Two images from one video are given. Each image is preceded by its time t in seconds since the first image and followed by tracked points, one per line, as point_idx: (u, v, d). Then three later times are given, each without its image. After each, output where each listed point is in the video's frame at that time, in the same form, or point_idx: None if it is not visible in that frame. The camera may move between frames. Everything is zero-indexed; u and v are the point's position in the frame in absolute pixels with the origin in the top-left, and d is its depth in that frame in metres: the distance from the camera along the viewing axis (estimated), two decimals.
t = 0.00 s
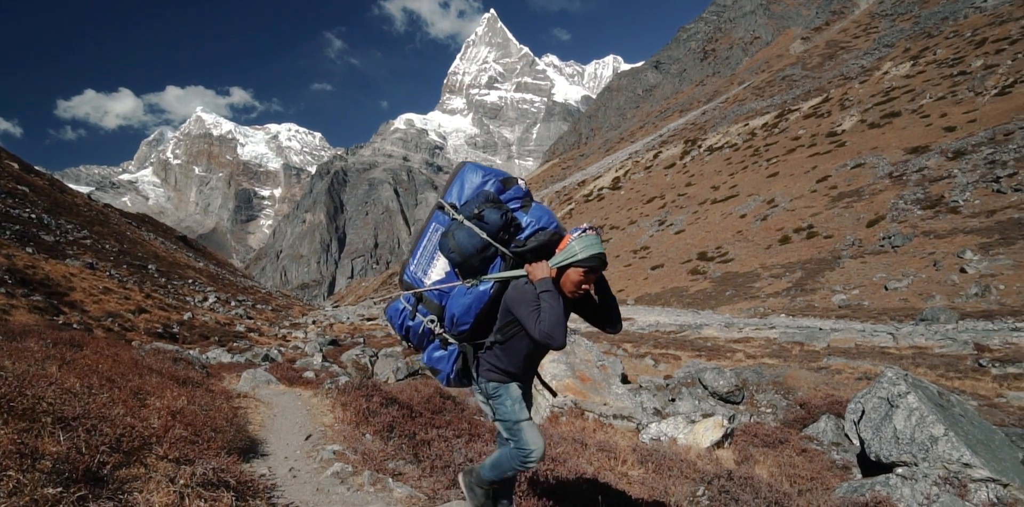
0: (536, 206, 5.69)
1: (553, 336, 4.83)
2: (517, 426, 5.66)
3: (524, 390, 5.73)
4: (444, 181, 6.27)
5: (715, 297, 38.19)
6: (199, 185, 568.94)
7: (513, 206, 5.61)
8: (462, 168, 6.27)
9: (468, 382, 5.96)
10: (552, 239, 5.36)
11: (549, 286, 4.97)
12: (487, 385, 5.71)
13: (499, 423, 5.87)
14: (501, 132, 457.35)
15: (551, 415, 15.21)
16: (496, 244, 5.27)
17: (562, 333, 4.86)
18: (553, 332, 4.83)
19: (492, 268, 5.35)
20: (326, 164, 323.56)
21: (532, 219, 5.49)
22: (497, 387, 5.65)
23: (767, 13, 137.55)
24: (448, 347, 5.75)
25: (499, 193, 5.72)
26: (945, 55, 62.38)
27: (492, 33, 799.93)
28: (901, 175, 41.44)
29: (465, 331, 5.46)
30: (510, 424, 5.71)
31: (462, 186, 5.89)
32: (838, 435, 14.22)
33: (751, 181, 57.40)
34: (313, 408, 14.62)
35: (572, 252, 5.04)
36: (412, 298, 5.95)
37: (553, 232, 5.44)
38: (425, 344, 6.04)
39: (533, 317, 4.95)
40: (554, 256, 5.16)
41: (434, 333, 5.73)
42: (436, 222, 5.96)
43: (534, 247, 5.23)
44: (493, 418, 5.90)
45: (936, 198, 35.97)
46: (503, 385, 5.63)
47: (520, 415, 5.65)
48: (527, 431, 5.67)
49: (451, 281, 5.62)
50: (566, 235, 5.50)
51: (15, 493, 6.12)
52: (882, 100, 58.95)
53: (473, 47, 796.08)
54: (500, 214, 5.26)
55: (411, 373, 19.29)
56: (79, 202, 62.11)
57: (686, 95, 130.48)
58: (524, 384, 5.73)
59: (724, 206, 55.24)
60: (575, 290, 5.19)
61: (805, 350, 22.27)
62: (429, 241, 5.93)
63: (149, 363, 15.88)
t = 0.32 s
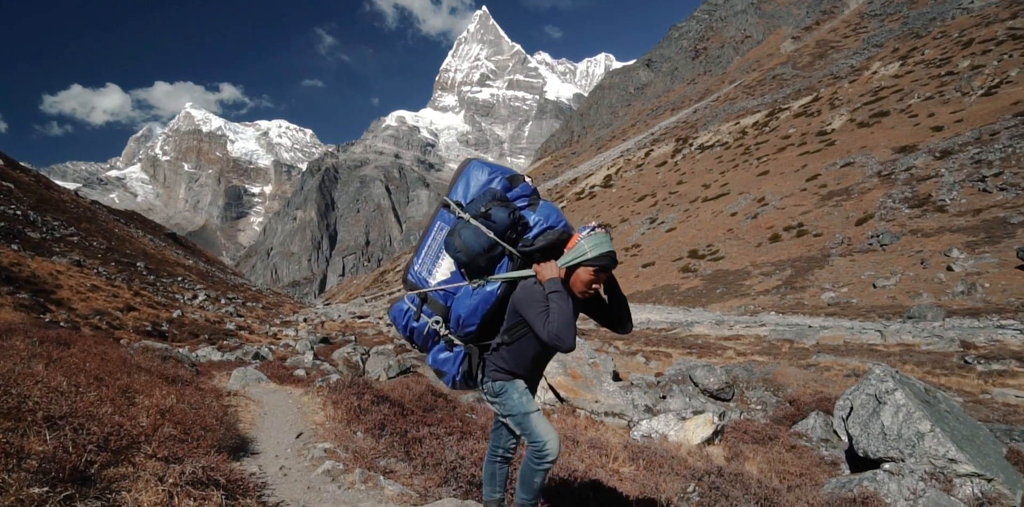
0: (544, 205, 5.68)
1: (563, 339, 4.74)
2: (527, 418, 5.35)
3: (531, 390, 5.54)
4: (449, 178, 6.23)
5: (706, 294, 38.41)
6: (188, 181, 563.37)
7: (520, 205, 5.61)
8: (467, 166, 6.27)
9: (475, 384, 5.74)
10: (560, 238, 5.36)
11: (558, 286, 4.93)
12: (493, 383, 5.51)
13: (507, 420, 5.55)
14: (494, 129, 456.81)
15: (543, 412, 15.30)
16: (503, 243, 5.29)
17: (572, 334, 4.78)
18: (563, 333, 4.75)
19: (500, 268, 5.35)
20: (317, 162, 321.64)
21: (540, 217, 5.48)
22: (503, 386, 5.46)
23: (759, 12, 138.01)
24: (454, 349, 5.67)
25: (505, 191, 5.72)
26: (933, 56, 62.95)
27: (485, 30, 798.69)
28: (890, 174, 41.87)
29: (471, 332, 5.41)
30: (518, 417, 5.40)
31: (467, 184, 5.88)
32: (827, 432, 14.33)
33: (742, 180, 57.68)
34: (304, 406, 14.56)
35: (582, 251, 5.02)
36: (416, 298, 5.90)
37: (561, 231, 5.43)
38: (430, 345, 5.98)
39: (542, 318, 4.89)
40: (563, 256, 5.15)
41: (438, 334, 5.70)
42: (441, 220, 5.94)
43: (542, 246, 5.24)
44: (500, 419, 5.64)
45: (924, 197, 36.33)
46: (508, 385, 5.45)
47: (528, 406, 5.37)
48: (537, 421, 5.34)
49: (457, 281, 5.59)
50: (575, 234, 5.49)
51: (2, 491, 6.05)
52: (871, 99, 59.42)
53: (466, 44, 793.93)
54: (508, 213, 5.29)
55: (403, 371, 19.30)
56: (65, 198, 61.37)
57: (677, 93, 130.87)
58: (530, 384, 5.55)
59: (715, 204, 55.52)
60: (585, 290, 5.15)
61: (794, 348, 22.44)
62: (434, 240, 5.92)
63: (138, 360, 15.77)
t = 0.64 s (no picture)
0: (552, 205, 5.43)
1: (573, 344, 4.60)
2: (534, 430, 5.31)
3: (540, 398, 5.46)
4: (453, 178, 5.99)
5: (696, 291, 38.66)
6: (175, 178, 557.44)
7: (528, 207, 5.36)
8: (472, 163, 5.99)
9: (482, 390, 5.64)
10: (570, 241, 5.14)
11: (569, 289, 4.77)
12: (501, 390, 5.41)
13: (516, 431, 5.49)
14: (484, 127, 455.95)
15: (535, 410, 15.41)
16: (512, 247, 5.05)
17: (583, 340, 4.62)
18: (574, 339, 4.60)
19: (507, 272, 5.14)
20: (307, 159, 319.37)
21: (548, 220, 5.25)
22: (512, 392, 5.37)
23: (748, 11, 138.80)
24: (461, 354, 5.54)
25: (512, 192, 5.47)
26: (919, 55, 63.70)
27: (476, 28, 797.01)
28: (877, 172, 42.37)
29: (479, 338, 5.25)
30: (527, 427, 5.34)
31: (472, 185, 5.63)
32: (815, 427, 14.47)
33: (731, 178, 58.05)
34: (294, 404, 14.48)
35: (593, 254, 4.84)
36: (421, 302, 5.70)
37: (570, 233, 5.21)
38: (435, 351, 5.78)
39: (552, 323, 4.75)
40: (573, 258, 4.96)
41: (445, 340, 5.51)
42: (446, 223, 5.70)
43: (551, 249, 5.00)
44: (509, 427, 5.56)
45: (910, 195, 36.78)
46: (518, 392, 5.36)
47: (537, 417, 5.32)
48: (545, 433, 5.34)
49: (463, 286, 5.41)
50: (584, 236, 5.29)
51: None
52: (858, 98, 60.06)
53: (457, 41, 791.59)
54: (516, 215, 5.03)
55: (393, 369, 19.24)
56: (50, 194, 60.49)
57: (667, 92, 131.46)
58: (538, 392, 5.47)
59: (704, 201, 55.83)
60: (596, 294, 5.00)
61: (783, 344, 22.66)
62: (439, 243, 5.66)
63: (125, 359, 15.59)
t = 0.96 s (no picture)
0: (559, 208, 5.38)
1: (587, 350, 4.51)
2: (551, 446, 5.32)
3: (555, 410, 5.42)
4: (455, 182, 5.92)
5: (683, 290, 38.92)
6: (160, 175, 549.70)
7: (534, 210, 5.31)
8: (474, 167, 5.92)
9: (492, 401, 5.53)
10: (579, 244, 5.08)
11: (580, 293, 4.71)
12: (514, 402, 5.35)
13: (529, 445, 5.47)
14: (473, 125, 455.13)
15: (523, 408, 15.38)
16: (520, 251, 4.97)
17: (596, 345, 4.54)
18: (587, 345, 4.53)
19: (516, 278, 5.04)
20: (295, 157, 316.45)
21: (556, 222, 5.20)
22: (527, 404, 5.32)
23: (735, 11, 139.72)
24: (469, 363, 5.39)
25: (517, 194, 5.41)
26: (902, 56, 64.59)
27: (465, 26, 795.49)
28: (861, 171, 42.95)
29: (488, 347, 5.14)
30: (542, 443, 5.33)
31: (476, 189, 5.55)
32: (800, 424, 14.62)
33: (718, 177, 58.49)
34: (281, 403, 14.37)
35: (604, 255, 4.78)
36: (427, 311, 5.54)
37: (579, 235, 5.16)
38: (443, 360, 5.63)
39: (564, 329, 4.68)
40: (583, 261, 4.90)
41: (452, 349, 5.36)
42: (450, 228, 5.58)
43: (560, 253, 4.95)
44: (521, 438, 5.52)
45: (893, 194, 37.29)
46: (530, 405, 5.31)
47: (553, 433, 5.32)
48: (560, 450, 5.36)
49: (469, 293, 5.26)
50: (593, 238, 5.23)
51: None
52: (843, 99, 60.78)
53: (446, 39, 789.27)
54: (524, 219, 4.96)
55: (381, 368, 19.17)
56: (31, 192, 59.37)
57: (655, 91, 132.13)
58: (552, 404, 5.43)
59: (692, 200, 56.20)
60: (608, 296, 4.96)
61: (769, 342, 22.91)
62: (443, 249, 5.53)
63: (108, 358, 15.38)
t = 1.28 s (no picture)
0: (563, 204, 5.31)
1: (604, 350, 4.41)
2: (563, 449, 5.26)
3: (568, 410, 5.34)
4: (453, 185, 5.81)
5: (668, 288, 39.21)
6: (140, 172, 539.88)
7: (540, 208, 5.22)
8: (472, 168, 5.82)
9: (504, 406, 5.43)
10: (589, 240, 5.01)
11: (595, 292, 4.61)
12: (526, 404, 5.23)
13: (541, 450, 5.39)
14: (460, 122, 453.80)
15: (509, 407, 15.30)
16: (528, 253, 4.87)
17: (614, 344, 4.44)
18: (605, 345, 4.41)
19: (525, 280, 4.92)
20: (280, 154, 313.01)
21: (563, 220, 5.11)
22: (539, 405, 5.20)
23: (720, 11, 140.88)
24: (480, 371, 5.27)
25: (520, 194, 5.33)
26: (882, 58, 65.64)
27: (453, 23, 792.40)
28: (842, 171, 43.62)
29: (500, 353, 5.02)
30: (554, 445, 5.26)
31: (477, 190, 5.44)
32: (783, 420, 14.83)
33: (703, 176, 58.98)
34: (265, 403, 14.24)
35: (618, 251, 4.73)
36: (433, 320, 5.41)
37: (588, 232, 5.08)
38: (452, 370, 5.51)
39: (579, 329, 4.57)
40: (595, 258, 4.84)
41: (462, 357, 5.23)
42: (452, 232, 5.48)
43: (570, 252, 4.84)
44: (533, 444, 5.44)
45: (873, 194, 37.89)
46: (544, 408, 5.21)
47: (565, 437, 5.26)
48: (572, 453, 5.32)
49: (477, 299, 5.15)
50: (602, 234, 5.17)
51: None
52: (825, 99, 61.62)
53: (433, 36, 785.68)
54: (531, 219, 4.86)
55: (367, 366, 19.10)
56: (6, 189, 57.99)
57: (641, 90, 132.82)
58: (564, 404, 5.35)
59: (677, 199, 56.60)
60: (623, 293, 4.90)
61: (752, 339, 23.21)
62: (447, 255, 5.43)
63: (87, 358, 15.12)
